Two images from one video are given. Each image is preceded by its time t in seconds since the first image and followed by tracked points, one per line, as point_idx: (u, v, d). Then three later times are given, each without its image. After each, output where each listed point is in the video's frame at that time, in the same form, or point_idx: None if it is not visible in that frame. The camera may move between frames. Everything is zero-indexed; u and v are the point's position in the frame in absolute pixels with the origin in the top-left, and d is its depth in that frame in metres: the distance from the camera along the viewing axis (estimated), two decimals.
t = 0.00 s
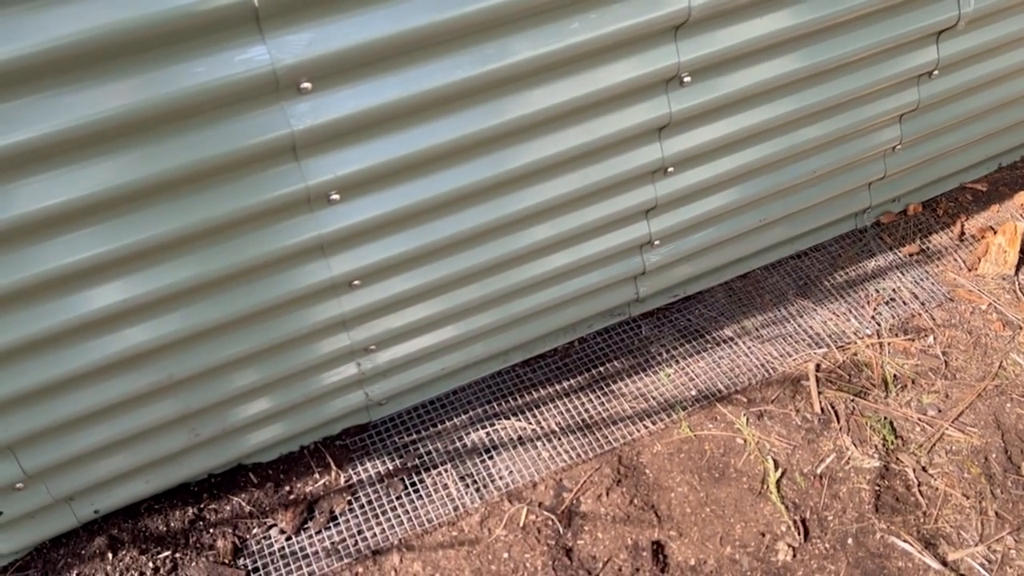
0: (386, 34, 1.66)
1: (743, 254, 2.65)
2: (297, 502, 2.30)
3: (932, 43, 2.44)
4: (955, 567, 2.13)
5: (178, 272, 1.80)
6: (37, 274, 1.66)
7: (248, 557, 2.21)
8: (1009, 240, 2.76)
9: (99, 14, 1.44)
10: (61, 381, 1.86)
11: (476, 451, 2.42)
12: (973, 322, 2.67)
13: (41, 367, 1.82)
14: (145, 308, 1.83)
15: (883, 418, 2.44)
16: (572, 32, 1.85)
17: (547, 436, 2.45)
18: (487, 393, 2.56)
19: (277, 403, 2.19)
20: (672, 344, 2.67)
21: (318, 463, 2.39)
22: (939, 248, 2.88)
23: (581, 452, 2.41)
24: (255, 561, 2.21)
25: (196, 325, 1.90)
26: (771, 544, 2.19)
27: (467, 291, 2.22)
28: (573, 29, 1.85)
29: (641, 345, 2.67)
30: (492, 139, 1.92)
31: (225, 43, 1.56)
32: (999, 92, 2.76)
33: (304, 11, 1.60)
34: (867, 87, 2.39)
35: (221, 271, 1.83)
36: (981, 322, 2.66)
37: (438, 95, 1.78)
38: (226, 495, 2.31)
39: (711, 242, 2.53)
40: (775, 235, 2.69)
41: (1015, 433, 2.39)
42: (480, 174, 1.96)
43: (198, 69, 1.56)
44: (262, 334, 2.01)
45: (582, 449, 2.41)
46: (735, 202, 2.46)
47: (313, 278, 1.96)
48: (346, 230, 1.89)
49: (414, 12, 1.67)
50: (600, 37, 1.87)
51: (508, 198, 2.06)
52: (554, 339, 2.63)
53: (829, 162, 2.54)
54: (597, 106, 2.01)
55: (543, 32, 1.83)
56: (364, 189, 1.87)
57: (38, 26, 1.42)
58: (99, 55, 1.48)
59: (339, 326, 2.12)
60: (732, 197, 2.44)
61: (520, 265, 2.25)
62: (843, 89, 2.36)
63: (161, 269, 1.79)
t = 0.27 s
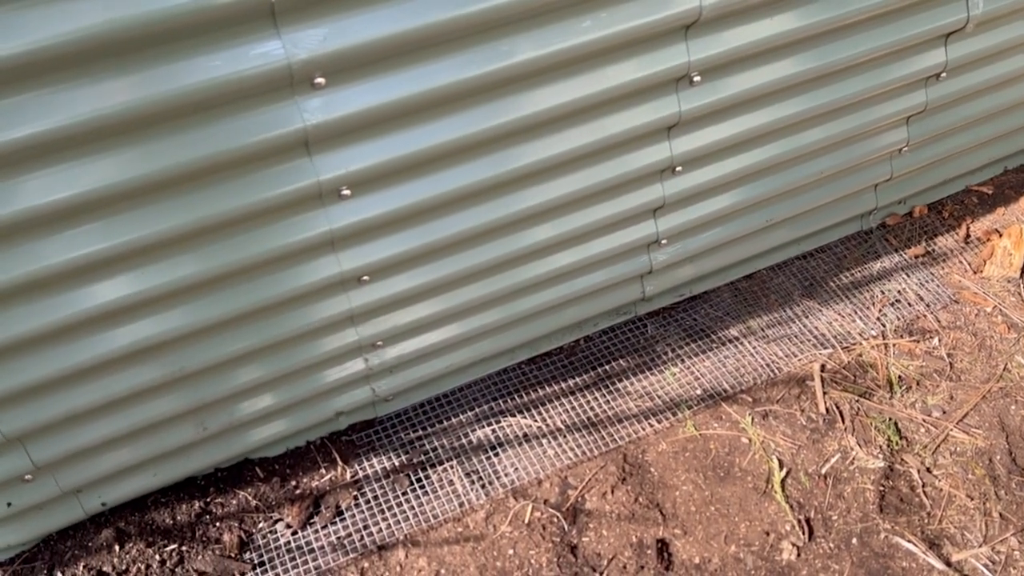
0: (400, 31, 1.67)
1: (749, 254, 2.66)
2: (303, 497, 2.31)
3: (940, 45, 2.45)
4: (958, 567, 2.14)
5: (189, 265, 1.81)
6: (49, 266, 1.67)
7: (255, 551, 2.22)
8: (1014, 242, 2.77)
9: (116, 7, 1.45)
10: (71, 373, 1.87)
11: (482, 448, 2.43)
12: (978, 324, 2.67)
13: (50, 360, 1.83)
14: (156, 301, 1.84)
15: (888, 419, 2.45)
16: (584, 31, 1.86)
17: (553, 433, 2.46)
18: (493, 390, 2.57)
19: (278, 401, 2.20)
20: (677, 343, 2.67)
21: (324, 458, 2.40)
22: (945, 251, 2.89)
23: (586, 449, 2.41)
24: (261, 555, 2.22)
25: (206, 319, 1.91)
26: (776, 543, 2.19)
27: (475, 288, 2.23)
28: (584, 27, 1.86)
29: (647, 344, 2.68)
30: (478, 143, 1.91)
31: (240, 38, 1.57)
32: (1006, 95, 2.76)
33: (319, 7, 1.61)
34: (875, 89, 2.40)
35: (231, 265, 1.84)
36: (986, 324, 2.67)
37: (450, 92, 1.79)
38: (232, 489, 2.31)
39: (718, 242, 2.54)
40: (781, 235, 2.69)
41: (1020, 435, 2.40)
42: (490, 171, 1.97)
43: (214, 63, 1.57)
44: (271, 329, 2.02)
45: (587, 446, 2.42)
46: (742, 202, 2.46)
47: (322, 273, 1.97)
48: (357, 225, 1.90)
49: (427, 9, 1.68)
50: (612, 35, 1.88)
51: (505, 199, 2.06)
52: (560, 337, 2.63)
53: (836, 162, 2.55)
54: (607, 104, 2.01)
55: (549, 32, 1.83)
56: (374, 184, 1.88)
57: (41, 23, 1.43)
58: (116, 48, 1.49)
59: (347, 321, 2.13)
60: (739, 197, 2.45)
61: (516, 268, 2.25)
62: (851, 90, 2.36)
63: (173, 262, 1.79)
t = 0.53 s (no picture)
0: (421, 23, 1.68)
1: (760, 254, 2.67)
2: (312, 487, 2.33)
3: (956, 48, 2.45)
4: (965, 569, 2.14)
5: (205, 253, 1.82)
6: (70, 251, 1.69)
7: (263, 540, 2.23)
8: None
9: None
10: (86, 359, 1.88)
11: (490, 442, 2.44)
12: (987, 328, 2.68)
13: (71, 344, 1.85)
14: (172, 289, 1.86)
15: (896, 420, 2.45)
16: (603, 26, 1.87)
17: (561, 429, 2.47)
18: (502, 384, 2.58)
19: (282, 393, 2.21)
20: (686, 341, 2.68)
21: (334, 449, 2.41)
22: (955, 254, 2.89)
23: (594, 445, 2.42)
24: (269, 544, 2.23)
25: (221, 307, 1.92)
26: (782, 542, 2.20)
27: (488, 282, 2.24)
28: (603, 23, 1.87)
29: (656, 341, 2.68)
30: (484, 141, 1.92)
31: (263, 27, 1.59)
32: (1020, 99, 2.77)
33: None
34: (889, 90, 2.40)
35: (247, 254, 1.85)
36: (996, 328, 2.67)
37: (469, 85, 1.80)
38: (242, 478, 2.33)
39: (729, 241, 2.54)
40: (792, 235, 2.70)
41: None
42: (506, 165, 1.98)
43: (236, 52, 1.58)
44: (285, 319, 2.03)
45: (595, 443, 2.43)
46: (755, 201, 2.47)
47: (337, 264, 1.98)
48: (372, 217, 1.91)
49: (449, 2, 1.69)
50: (630, 32, 1.89)
51: (515, 195, 2.07)
52: (570, 333, 2.64)
53: (849, 163, 2.56)
54: (624, 101, 2.02)
55: (563, 29, 1.84)
56: (391, 176, 1.89)
57: (66, 8, 1.44)
58: (139, 35, 1.51)
59: (360, 313, 2.14)
60: (751, 196, 2.46)
61: (518, 266, 2.25)
62: (866, 91, 2.37)
63: (189, 250, 1.81)
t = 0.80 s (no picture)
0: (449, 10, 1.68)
1: (778, 254, 2.66)
2: (325, 474, 2.33)
3: (981, 50, 2.44)
4: (977, 574, 2.13)
5: (227, 237, 1.83)
6: (93, 230, 1.70)
7: (275, 525, 2.24)
8: None
9: None
10: (105, 338, 1.89)
11: (503, 434, 2.44)
12: (1004, 334, 2.66)
13: (90, 323, 1.86)
14: (192, 271, 1.87)
15: (911, 424, 2.44)
16: (629, 19, 1.86)
17: (573, 423, 2.47)
18: (516, 377, 2.58)
19: (295, 380, 2.21)
20: (701, 339, 2.68)
21: (347, 437, 2.42)
22: (974, 259, 2.87)
23: (606, 441, 2.42)
24: (281, 529, 2.24)
25: (240, 291, 1.93)
26: (793, 542, 2.19)
27: (505, 274, 2.24)
28: (630, 15, 1.86)
29: (670, 339, 2.68)
30: (504, 131, 1.91)
31: (292, 11, 1.60)
32: None
33: None
34: (913, 91, 2.39)
35: (268, 238, 1.86)
36: (1013, 335, 2.66)
37: (494, 74, 1.80)
38: (255, 463, 2.34)
39: (747, 239, 2.54)
40: (811, 236, 2.69)
41: None
42: (527, 157, 1.98)
43: (265, 34, 1.59)
44: (303, 304, 2.04)
45: (608, 438, 2.43)
46: (774, 199, 2.46)
47: (357, 251, 1.98)
48: (393, 204, 1.92)
49: None
50: (656, 25, 1.89)
51: (536, 187, 2.07)
52: (584, 328, 2.64)
53: (870, 165, 2.55)
54: (647, 95, 2.02)
55: (589, 20, 1.84)
56: (413, 164, 1.89)
57: None
58: (170, 15, 1.52)
59: (377, 301, 2.14)
60: (771, 194, 2.45)
61: (534, 259, 2.25)
62: (890, 91, 2.36)
63: (210, 233, 1.81)
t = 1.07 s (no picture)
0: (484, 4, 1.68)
1: (803, 259, 2.63)
2: (340, 464, 2.33)
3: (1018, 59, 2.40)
4: None
5: (252, 224, 1.83)
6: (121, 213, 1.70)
7: (289, 513, 2.25)
8: None
9: None
10: (129, 321, 1.90)
11: (519, 431, 2.43)
12: None
13: (114, 305, 1.86)
14: (217, 257, 1.87)
15: (931, 436, 2.41)
16: (664, 17, 1.85)
17: (590, 423, 2.46)
18: (534, 374, 2.58)
19: (314, 369, 2.21)
20: (721, 343, 2.66)
21: (363, 428, 2.42)
22: (1001, 272, 2.84)
23: (623, 442, 2.41)
24: (295, 517, 2.24)
25: (263, 278, 1.93)
26: (809, 551, 2.17)
27: (527, 271, 2.23)
28: (665, 14, 1.85)
29: (690, 342, 2.66)
30: (531, 128, 1.90)
31: None
32: None
33: None
34: (947, 99, 2.36)
35: (293, 227, 1.86)
36: None
37: (526, 69, 1.79)
38: (271, 451, 2.34)
39: (772, 244, 2.51)
40: (836, 242, 2.67)
41: None
42: (555, 153, 1.97)
43: (300, 22, 1.59)
44: (325, 294, 2.04)
45: (624, 439, 2.41)
46: (802, 204, 2.44)
47: (381, 242, 1.98)
48: (419, 197, 1.91)
49: None
50: (691, 24, 1.87)
51: (562, 184, 2.06)
52: (604, 328, 2.63)
53: (899, 172, 2.52)
54: (678, 95, 2.00)
55: (624, 18, 1.82)
56: (441, 157, 1.88)
57: None
58: None
59: (399, 293, 2.14)
60: (799, 199, 2.43)
61: (556, 257, 2.24)
62: (923, 99, 2.33)
63: (236, 219, 1.82)
